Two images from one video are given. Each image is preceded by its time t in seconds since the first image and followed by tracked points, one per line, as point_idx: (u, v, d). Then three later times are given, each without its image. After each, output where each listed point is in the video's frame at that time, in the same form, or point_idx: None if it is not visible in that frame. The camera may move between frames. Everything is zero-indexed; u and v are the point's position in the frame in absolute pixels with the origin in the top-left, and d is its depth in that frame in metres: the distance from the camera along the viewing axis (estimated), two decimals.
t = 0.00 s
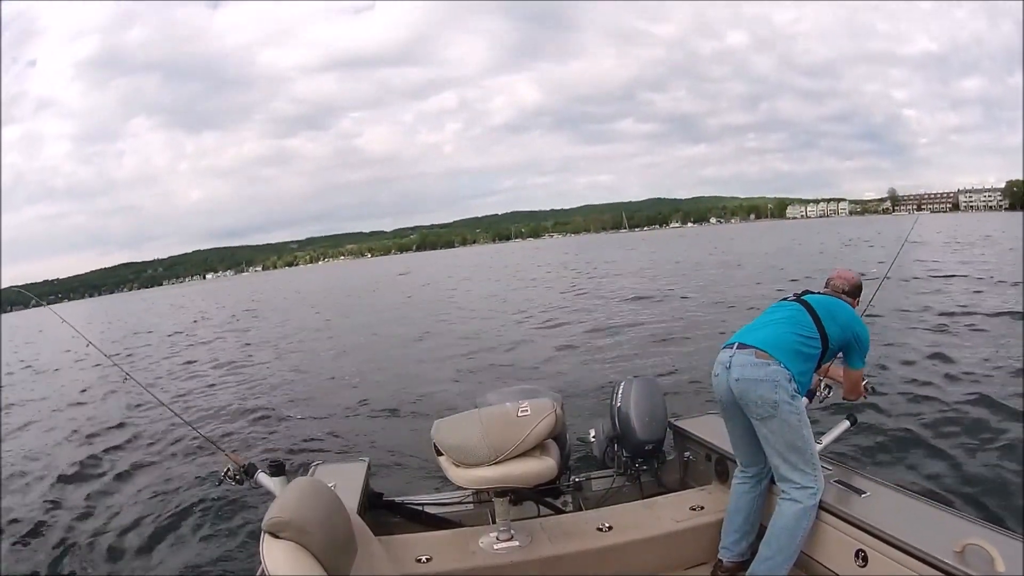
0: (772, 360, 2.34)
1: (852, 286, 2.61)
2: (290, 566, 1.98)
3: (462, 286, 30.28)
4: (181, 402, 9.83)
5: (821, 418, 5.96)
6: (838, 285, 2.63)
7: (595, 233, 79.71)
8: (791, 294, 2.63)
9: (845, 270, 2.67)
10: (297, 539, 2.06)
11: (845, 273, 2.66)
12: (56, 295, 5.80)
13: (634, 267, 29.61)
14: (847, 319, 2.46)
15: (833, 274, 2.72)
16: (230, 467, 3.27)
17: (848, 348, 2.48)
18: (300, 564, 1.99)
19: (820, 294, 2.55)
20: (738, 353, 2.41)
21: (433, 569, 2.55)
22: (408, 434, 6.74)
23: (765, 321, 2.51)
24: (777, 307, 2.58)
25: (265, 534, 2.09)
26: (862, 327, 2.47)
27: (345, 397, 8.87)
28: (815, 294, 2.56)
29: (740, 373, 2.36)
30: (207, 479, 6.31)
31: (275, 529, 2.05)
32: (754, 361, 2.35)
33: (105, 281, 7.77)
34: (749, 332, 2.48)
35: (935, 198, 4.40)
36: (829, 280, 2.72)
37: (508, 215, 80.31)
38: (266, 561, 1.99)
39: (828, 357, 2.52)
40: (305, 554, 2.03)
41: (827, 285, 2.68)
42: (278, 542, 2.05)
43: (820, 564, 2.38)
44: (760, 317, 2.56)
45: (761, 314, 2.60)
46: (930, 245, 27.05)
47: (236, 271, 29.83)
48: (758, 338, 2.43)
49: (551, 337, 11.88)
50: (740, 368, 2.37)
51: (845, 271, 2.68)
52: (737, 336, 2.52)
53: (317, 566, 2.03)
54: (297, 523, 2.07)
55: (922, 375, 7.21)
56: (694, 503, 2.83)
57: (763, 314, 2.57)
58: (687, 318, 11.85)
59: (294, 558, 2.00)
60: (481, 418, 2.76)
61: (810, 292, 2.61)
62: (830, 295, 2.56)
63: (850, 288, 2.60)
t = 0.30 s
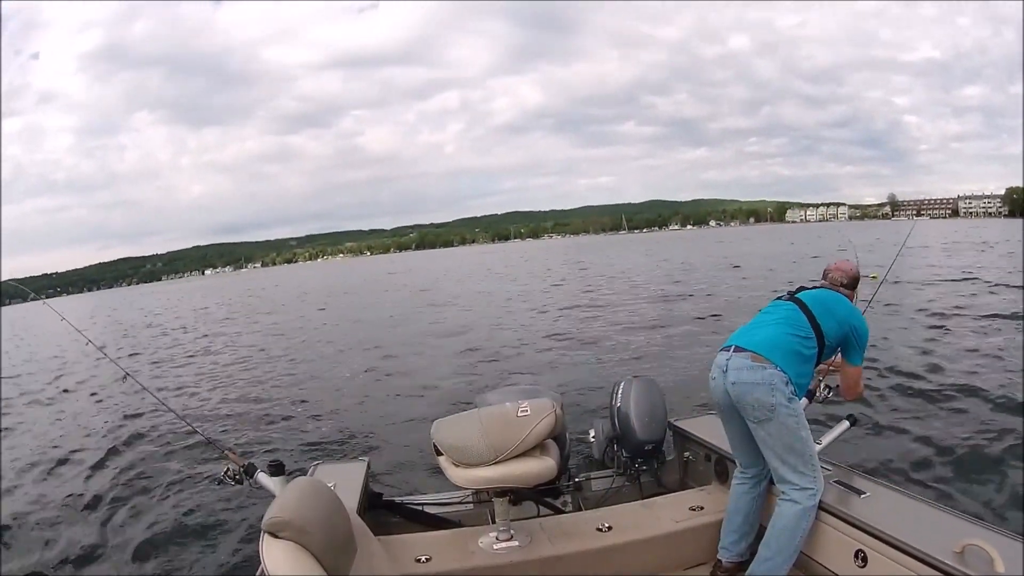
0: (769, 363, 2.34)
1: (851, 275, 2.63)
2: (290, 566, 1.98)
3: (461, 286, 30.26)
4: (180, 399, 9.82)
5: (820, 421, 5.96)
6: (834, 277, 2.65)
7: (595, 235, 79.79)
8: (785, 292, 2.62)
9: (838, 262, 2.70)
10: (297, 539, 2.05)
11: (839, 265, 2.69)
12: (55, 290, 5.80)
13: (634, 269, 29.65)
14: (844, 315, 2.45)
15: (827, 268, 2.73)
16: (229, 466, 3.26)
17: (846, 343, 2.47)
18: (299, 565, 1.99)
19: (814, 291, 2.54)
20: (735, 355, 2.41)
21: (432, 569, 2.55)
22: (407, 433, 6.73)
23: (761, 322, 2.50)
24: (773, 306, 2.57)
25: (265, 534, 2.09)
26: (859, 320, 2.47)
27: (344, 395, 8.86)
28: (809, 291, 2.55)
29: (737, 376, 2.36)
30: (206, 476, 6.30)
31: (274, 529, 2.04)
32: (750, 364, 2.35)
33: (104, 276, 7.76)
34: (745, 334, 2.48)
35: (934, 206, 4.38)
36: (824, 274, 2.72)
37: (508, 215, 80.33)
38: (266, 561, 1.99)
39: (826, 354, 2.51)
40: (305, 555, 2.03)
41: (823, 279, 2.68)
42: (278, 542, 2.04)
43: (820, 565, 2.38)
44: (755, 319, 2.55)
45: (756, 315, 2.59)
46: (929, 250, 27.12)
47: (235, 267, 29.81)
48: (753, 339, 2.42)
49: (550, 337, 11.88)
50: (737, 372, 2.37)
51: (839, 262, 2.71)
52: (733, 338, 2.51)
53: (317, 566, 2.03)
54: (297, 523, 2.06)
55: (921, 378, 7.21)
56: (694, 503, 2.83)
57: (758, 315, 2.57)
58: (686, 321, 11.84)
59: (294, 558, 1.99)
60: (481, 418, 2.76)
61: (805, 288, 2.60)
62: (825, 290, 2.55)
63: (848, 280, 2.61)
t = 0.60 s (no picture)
0: (762, 367, 2.33)
1: (826, 223, 2.63)
2: (291, 565, 2.00)
3: (461, 283, 30.28)
4: (184, 404, 9.85)
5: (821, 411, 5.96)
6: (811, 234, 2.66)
7: (594, 228, 79.76)
8: (764, 276, 2.57)
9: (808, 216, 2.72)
10: (298, 539, 2.07)
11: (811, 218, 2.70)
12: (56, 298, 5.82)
13: (633, 261, 29.64)
14: (823, 285, 2.37)
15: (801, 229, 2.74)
16: (229, 466, 3.28)
17: (833, 312, 2.38)
18: (300, 564, 2.00)
19: (791, 269, 2.46)
20: (727, 363, 2.42)
21: (432, 569, 2.56)
22: (409, 433, 6.74)
23: (745, 322, 2.49)
24: (756, 298, 2.53)
25: (265, 534, 2.10)
26: (844, 281, 2.36)
27: (347, 396, 8.89)
28: (786, 270, 2.47)
29: (732, 383, 2.37)
30: (210, 479, 6.33)
31: (275, 529, 2.06)
32: (743, 370, 2.35)
33: (105, 284, 7.77)
34: (731, 340, 2.48)
35: (932, 186, 4.38)
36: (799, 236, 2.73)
37: (507, 211, 80.31)
38: (267, 560, 2.01)
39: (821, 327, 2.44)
40: (305, 554, 2.05)
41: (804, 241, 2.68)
42: (279, 541, 2.06)
43: (821, 564, 2.39)
44: (739, 318, 2.54)
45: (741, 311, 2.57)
46: (928, 233, 27.10)
47: (235, 270, 29.87)
48: (740, 345, 2.42)
49: (551, 333, 11.89)
50: (732, 379, 2.37)
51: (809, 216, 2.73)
52: (722, 344, 2.52)
53: (317, 565, 2.04)
54: (297, 523, 2.08)
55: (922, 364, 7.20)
56: (694, 502, 2.85)
57: (742, 312, 2.55)
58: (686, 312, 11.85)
59: (295, 558, 2.01)
60: (482, 418, 2.77)
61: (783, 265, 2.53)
62: (803, 262, 2.47)
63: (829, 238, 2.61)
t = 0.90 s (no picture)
0: (774, 368, 2.28)
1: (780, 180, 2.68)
2: (290, 565, 1.99)
3: (461, 283, 30.32)
4: (187, 410, 9.86)
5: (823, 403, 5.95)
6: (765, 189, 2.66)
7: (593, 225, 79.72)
8: (722, 261, 2.47)
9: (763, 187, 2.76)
10: (298, 539, 2.06)
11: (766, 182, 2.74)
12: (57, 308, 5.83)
13: (634, 257, 29.60)
14: (788, 260, 2.27)
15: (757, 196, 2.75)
16: (230, 468, 3.28)
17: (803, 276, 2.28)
18: (300, 564, 1.99)
19: (750, 250, 2.37)
20: (732, 373, 2.36)
21: (433, 570, 2.55)
22: (411, 434, 6.73)
23: (728, 322, 2.43)
24: (727, 293, 2.45)
25: (265, 534, 2.10)
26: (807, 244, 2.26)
27: (350, 398, 8.89)
28: (746, 254, 2.38)
29: (745, 390, 2.32)
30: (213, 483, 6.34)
31: (276, 529, 2.05)
32: (753, 375, 2.30)
33: (106, 292, 7.80)
34: (724, 348, 2.42)
35: (930, 174, 4.38)
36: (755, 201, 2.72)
37: (507, 210, 80.31)
38: (267, 560, 2.00)
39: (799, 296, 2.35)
40: (306, 554, 2.04)
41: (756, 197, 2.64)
42: (279, 542, 2.05)
43: (821, 563, 2.39)
44: (720, 316, 2.47)
45: (717, 307, 2.49)
46: (929, 222, 27.03)
47: (236, 275, 29.92)
48: (737, 353, 2.36)
49: (551, 332, 11.88)
50: (744, 386, 2.32)
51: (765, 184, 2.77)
52: (716, 351, 2.46)
53: (317, 565, 2.03)
54: (297, 523, 2.07)
55: (923, 354, 7.18)
56: (695, 501, 2.83)
57: (720, 309, 2.47)
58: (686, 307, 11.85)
59: (295, 558, 2.01)
60: (482, 419, 2.76)
61: (737, 244, 2.42)
62: (758, 237, 2.36)
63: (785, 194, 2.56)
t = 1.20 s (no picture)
0: (795, 377, 2.24)
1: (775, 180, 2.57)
2: (290, 566, 1.99)
3: (462, 285, 30.32)
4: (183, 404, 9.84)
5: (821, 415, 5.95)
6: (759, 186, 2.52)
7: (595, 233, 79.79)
8: (724, 268, 2.32)
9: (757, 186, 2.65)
10: (298, 539, 2.06)
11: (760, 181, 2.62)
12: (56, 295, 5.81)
13: (635, 266, 29.60)
14: (800, 266, 2.19)
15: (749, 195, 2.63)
16: (229, 467, 3.27)
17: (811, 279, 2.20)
18: (299, 565, 2.00)
19: (755, 256, 2.25)
20: (751, 385, 2.27)
21: (432, 570, 2.55)
22: (409, 436, 6.72)
23: (736, 333, 2.32)
24: (731, 303, 2.31)
25: (265, 534, 2.10)
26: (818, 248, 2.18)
27: (348, 397, 8.88)
28: (752, 260, 2.25)
29: (767, 401, 2.25)
30: (209, 479, 6.32)
31: (275, 529, 2.05)
32: (774, 386, 2.24)
33: (107, 282, 7.79)
34: (738, 362, 2.31)
35: (934, 196, 4.32)
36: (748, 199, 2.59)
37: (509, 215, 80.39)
38: (267, 561, 2.00)
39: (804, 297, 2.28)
40: (305, 554, 2.04)
41: (752, 193, 2.49)
42: (278, 542, 2.05)
43: (820, 564, 2.39)
44: (725, 328, 2.34)
45: (719, 317, 2.36)
46: (931, 242, 27.08)
47: (237, 270, 29.90)
48: (754, 365, 2.28)
49: (552, 336, 11.87)
50: (765, 397, 2.26)
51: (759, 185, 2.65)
52: (726, 364, 2.35)
53: (317, 565, 2.04)
54: (297, 523, 2.07)
55: (923, 371, 7.17)
56: (695, 502, 2.83)
57: (725, 321, 2.34)
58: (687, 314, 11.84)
59: (294, 559, 2.00)
60: (482, 419, 2.77)
61: (740, 251, 2.28)
62: (763, 242, 2.24)
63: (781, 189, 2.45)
